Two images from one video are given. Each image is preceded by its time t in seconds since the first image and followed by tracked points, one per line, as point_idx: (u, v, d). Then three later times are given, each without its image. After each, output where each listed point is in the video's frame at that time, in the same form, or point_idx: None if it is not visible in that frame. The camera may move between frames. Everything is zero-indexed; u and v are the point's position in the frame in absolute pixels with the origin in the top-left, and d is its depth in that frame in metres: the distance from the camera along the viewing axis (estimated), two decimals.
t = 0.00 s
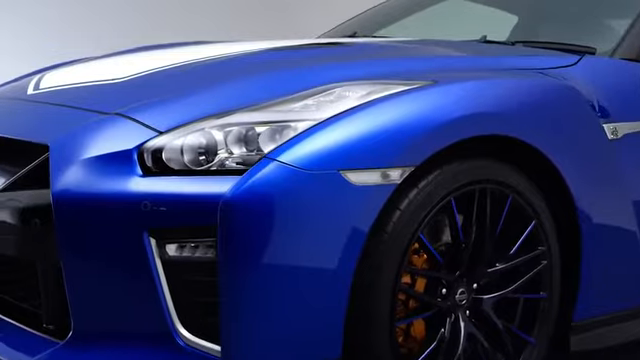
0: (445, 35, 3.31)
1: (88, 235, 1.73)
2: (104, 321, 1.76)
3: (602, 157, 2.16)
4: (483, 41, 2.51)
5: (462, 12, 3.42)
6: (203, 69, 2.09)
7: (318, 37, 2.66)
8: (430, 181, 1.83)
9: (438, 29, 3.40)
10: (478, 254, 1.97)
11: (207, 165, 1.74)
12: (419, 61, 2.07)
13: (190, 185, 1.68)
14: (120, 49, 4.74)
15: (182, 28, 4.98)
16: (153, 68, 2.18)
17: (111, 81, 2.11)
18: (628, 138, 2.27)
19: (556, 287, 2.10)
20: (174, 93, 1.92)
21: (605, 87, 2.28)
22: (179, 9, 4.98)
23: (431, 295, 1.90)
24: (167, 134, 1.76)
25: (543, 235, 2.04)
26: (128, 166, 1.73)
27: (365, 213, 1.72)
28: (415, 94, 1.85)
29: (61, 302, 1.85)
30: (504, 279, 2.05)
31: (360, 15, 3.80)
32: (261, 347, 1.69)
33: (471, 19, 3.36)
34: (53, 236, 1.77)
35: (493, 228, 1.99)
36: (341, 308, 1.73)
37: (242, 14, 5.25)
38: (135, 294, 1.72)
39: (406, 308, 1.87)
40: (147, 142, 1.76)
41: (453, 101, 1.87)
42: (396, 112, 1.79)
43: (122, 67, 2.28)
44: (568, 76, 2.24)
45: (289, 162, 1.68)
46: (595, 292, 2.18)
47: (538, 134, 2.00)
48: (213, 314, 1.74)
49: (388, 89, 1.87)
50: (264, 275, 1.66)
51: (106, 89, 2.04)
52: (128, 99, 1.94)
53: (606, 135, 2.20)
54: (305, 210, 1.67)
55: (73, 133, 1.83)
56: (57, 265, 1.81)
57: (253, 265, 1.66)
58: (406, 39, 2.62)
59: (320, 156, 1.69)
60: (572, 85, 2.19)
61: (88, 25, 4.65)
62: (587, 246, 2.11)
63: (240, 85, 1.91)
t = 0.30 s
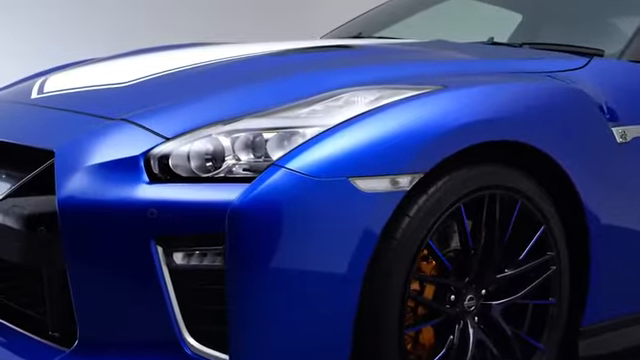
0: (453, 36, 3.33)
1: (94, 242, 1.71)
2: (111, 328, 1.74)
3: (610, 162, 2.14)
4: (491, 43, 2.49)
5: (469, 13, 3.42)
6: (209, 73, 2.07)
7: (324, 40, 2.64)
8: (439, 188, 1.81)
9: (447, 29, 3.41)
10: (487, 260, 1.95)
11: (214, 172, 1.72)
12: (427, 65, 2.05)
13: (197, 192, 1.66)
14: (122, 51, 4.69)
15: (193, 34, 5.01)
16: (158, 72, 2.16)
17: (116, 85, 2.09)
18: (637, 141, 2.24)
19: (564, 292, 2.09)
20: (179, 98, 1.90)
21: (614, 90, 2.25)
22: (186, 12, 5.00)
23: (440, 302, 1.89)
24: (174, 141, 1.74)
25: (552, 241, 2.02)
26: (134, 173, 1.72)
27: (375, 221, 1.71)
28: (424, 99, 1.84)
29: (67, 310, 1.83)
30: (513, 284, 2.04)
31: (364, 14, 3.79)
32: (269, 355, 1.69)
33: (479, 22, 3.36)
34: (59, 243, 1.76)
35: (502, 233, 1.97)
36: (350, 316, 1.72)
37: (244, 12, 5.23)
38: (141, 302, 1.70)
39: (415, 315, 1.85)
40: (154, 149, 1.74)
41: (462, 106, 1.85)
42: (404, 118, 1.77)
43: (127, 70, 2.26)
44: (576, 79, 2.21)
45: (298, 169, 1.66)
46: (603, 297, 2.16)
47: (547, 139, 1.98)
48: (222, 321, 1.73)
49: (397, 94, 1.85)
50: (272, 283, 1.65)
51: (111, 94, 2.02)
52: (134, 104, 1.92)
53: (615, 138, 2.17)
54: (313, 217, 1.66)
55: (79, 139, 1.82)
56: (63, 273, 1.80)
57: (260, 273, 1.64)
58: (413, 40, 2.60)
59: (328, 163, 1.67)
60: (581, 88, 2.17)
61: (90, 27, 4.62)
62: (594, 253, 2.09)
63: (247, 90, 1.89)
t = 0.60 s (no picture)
0: (458, 37, 3.31)
1: (101, 251, 1.69)
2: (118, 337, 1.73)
3: (619, 166, 2.12)
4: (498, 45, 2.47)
5: (474, 13, 3.41)
6: (215, 78, 2.06)
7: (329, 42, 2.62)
8: (448, 194, 1.79)
9: (451, 30, 3.39)
10: (496, 266, 1.94)
11: (221, 179, 1.70)
12: (435, 70, 2.03)
13: (205, 201, 1.65)
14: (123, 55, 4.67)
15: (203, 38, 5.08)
16: (163, 76, 2.14)
17: (121, 89, 2.07)
18: None
19: (573, 297, 2.07)
20: (185, 104, 1.88)
21: (623, 93, 2.24)
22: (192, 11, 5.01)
23: (448, 309, 1.87)
24: (180, 148, 1.73)
25: (560, 246, 2.01)
26: (141, 180, 1.70)
27: (384, 229, 1.70)
28: (432, 105, 1.82)
29: (73, 318, 1.82)
30: (522, 291, 2.01)
31: (368, 14, 3.77)
32: None
33: (484, 23, 3.35)
34: (65, 251, 1.74)
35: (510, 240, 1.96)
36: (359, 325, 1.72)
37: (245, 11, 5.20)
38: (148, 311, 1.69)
39: (423, 322, 1.84)
40: (160, 156, 1.72)
41: (471, 112, 1.83)
42: (413, 124, 1.75)
43: (131, 74, 2.24)
44: (585, 82, 2.19)
45: (306, 177, 1.65)
46: (611, 302, 2.14)
47: (556, 144, 1.96)
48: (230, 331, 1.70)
49: (405, 100, 1.83)
50: (281, 292, 1.64)
51: (116, 99, 2.00)
52: (140, 110, 1.90)
53: (623, 142, 2.16)
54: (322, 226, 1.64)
55: (84, 146, 1.80)
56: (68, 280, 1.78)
57: (268, 283, 1.63)
58: (419, 42, 2.58)
59: (337, 170, 1.66)
60: (590, 92, 2.15)
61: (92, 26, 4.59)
62: (601, 260, 2.08)
63: (254, 95, 1.87)
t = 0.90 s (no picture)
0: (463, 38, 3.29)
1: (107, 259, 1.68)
2: (124, 346, 1.72)
3: (628, 172, 2.10)
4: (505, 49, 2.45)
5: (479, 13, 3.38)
6: (221, 83, 2.04)
7: (334, 45, 2.60)
8: (457, 202, 1.78)
9: (456, 30, 3.37)
10: (504, 273, 1.92)
11: (228, 187, 1.69)
12: (443, 75, 2.02)
13: (212, 209, 1.63)
14: (126, 57, 4.71)
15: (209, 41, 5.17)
16: (168, 80, 2.13)
17: (126, 94, 2.05)
18: None
19: (581, 304, 2.06)
20: (191, 110, 1.86)
21: (632, 97, 2.22)
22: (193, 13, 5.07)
23: (457, 317, 1.86)
24: (187, 155, 1.71)
25: (569, 253, 1.99)
26: (147, 189, 1.68)
27: (393, 238, 1.68)
28: (441, 112, 1.80)
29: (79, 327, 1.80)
30: (531, 297, 2.00)
31: (372, 14, 3.75)
32: None
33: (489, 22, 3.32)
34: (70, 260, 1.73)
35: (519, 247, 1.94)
36: (368, 336, 1.71)
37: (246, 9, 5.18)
38: (155, 320, 1.67)
39: (432, 331, 1.84)
40: (167, 164, 1.70)
41: (480, 118, 1.82)
42: (422, 132, 1.74)
43: (136, 77, 2.22)
44: (593, 86, 2.18)
45: (314, 186, 1.63)
46: (619, 308, 2.12)
47: (565, 150, 1.95)
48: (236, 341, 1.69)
49: (413, 106, 1.82)
50: (289, 301, 1.63)
51: (122, 104, 1.98)
52: (146, 116, 1.88)
53: (632, 147, 2.14)
54: (331, 234, 1.63)
55: (89, 152, 1.78)
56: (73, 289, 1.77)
57: (277, 292, 1.62)
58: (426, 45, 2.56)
59: (345, 179, 1.64)
60: (598, 96, 2.13)
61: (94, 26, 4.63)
62: (609, 267, 2.07)
63: (261, 102, 1.86)
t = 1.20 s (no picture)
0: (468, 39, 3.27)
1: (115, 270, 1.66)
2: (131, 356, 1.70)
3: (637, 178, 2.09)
4: (512, 53, 2.44)
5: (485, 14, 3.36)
6: (227, 89, 2.02)
7: (341, 48, 2.58)
8: (466, 210, 1.76)
9: (461, 31, 3.35)
10: (513, 281, 1.91)
11: (236, 196, 1.67)
12: (451, 81, 2.00)
13: (220, 219, 1.62)
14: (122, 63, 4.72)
15: (214, 43, 5.11)
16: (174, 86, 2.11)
17: (131, 100, 2.03)
18: None
19: (590, 312, 2.04)
20: (198, 117, 1.85)
21: None
22: (193, 12, 4.99)
23: (465, 325, 1.85)
24: (195, 164, 1.69)
25: (577, 260, 1.98)
26: (155, 198, 1.66)
27: (404, 247, 1.67)
28: (450, 119, 1.79)
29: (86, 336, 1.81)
30: (539, 305, 1.98)
31: (377, 15, 3.73)
32: None
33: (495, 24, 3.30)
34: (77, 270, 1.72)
35: (528, 255, 1.93)
36: (378, 345, 1.70)
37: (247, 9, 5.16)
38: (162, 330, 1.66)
39: (441, 339, 1.83)
40: (174, 172, 1.69)
41: (489, 126, 1.80)
42: (431, 140, 1.72)
43: (140, 83, 2.21)
44: (602, 92, 2.16)
45: (323, 196, 1.61)
46: (628, 314, 2.11)
47: (575, 157, 1.93)
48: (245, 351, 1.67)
49: (422, 114, 1.80)
50: (299, 312, 1.61)
51: (127, 110, 1.96)
52: (152, 123, 1.86)
53: None
54: (340, 245, 1.61)
55: (95, 160, 1.76)
56: (79, 299, 1.76)
57: (285, 303, 1.60)
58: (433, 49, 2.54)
59: (354, 188, 1.63)
60: (607, 101, 2.12)
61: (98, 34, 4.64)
62: (618, 274, 2.05)
63: (269, 109, 1.84)
